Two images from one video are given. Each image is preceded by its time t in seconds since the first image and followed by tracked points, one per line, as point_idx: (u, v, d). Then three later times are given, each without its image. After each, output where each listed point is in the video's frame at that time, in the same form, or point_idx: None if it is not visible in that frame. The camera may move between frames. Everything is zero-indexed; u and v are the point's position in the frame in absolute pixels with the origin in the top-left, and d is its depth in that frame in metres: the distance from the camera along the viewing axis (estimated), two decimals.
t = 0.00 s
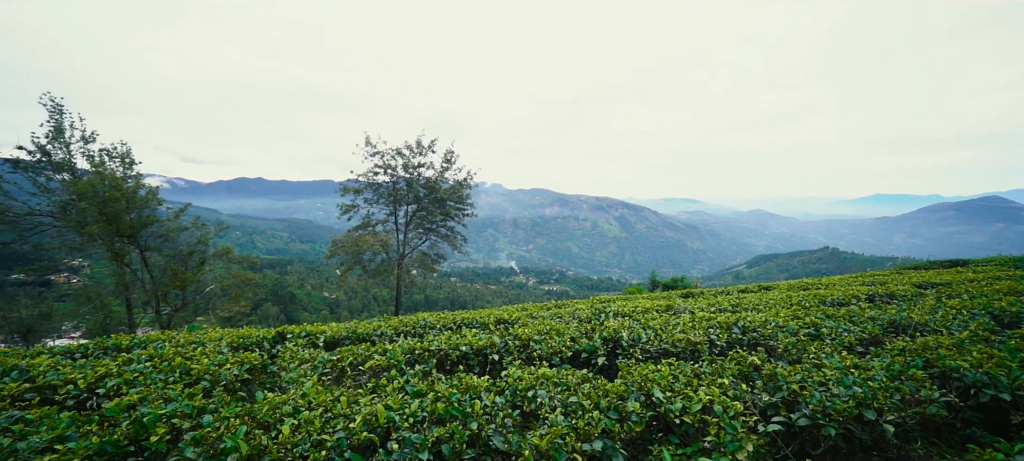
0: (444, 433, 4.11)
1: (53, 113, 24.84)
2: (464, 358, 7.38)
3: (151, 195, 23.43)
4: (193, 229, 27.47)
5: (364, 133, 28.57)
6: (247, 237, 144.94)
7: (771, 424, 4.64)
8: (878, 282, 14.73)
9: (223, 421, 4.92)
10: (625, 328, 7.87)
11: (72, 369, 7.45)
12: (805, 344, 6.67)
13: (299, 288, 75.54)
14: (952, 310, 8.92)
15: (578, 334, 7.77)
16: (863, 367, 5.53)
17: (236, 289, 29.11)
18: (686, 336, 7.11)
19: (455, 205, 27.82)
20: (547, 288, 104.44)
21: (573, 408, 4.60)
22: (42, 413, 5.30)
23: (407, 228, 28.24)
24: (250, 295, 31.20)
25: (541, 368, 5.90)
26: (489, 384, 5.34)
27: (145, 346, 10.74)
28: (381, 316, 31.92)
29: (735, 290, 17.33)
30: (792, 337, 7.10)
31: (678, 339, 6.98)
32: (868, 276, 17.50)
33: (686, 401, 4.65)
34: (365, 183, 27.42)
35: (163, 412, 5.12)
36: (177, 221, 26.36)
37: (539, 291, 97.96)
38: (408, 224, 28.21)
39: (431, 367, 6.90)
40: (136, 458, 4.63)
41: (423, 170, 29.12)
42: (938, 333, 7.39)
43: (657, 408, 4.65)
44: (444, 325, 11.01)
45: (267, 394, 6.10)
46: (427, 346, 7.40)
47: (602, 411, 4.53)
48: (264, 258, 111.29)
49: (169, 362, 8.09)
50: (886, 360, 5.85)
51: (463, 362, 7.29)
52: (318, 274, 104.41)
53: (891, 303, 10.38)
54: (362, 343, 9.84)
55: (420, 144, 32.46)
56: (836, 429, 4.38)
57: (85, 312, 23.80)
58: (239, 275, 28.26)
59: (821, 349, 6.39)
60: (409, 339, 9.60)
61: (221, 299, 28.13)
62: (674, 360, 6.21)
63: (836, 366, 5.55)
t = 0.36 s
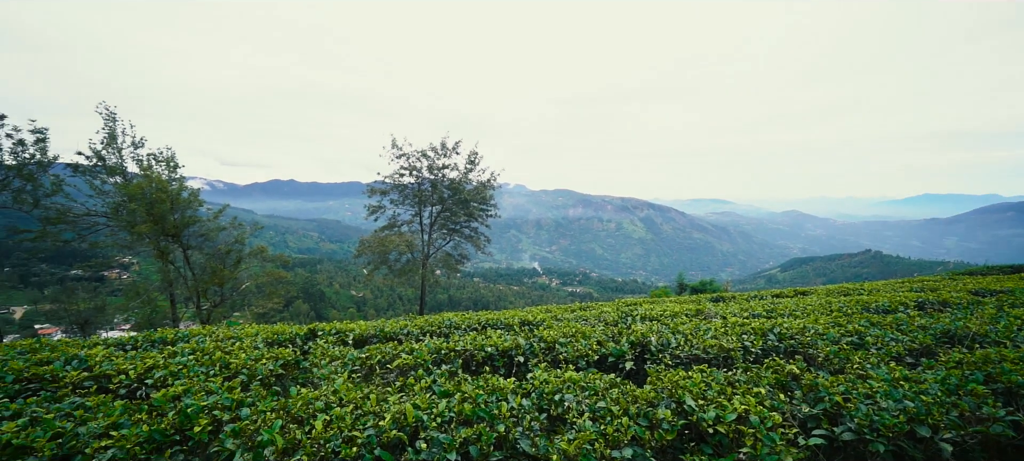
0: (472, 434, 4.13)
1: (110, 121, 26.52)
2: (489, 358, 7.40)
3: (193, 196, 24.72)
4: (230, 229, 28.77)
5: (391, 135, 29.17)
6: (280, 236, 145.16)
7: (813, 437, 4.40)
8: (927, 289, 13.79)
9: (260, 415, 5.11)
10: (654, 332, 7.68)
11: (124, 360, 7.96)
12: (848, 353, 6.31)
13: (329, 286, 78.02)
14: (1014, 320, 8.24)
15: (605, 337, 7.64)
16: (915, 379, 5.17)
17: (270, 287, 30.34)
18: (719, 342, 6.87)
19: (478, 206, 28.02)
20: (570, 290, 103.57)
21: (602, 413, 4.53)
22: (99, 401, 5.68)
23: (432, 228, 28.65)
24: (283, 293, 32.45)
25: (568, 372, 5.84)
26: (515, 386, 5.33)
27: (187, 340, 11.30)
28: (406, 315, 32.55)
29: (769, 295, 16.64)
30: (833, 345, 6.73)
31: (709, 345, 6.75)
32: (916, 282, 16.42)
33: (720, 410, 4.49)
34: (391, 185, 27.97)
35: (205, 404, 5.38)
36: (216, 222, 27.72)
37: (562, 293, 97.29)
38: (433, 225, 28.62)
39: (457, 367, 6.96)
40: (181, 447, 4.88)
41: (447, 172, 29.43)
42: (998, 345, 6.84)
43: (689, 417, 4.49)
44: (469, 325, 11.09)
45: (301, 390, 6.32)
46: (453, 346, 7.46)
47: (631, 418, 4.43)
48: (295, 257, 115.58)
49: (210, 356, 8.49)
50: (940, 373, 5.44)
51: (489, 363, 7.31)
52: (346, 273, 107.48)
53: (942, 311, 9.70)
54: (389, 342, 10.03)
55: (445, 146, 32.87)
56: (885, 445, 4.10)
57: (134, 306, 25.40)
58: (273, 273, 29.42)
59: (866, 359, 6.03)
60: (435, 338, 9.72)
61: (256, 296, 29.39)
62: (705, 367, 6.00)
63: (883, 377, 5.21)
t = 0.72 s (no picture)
0: (499, 436, 4.12)
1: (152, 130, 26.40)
2: (514, 360, 7.38)
3: (230, 198, 25.91)
4: (264, 229, 29.98)
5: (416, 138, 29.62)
6: (308, 236, 145.46)
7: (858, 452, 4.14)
8: (981, 295, 12.86)
9: (293, 410, 5.29)
10: (683, 337, 7.48)
11: (169, 353, 8.42)
12: (896, 363, 5.93)
13: (355, 285, 80.04)
14: None
15: (632, 341, 7.50)
16: (971, 394, 4.80)
17: (300, 286, 31.40)
18: (752, 348, 6.61)
19: (501, 207, 28.17)
20: (593, 291, 102.48)
21: (630, 419, 4.43)
22: (147, 392, 6.03)
23: (455, 229, 28.98)
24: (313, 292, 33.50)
25: (595, 375, 5.75)
26: (541, 388, 5.29)
27: (224, 336, 11.81)
28: (429, 315, 33.08)
29: (805, 299, 15.91)
30: (879, 355, 6.34)
31: (743, 351, 6.50)
32: (968, 288, 15.33)
33: (755, 420, 4.31)
34: (415, 186, 28.42)
35: (242, 398, 5.61)
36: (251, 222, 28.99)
37: (585, 295, 96.32)
38: (456, 226, 28.94)
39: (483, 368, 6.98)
40: (221, 438, 5.12)
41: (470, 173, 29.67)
42: None
43: (722, 426, 4.33)
44: (493, 326, 11.13)
45: (331, 387, 6.50)
46: (477, 347, 7.48)
47: (661, 426, 4.31)
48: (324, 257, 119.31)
49: (246, 351, 8.87)
50: (999, 386, 5.04)
51: (514, 365, 7.30)
52: (372, 273, 110.05)
53: (1000, 320, 9.02)
54: (414, 341, 10.20)
55: (468, 147, 33.17)
56: None
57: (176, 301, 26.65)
58: (303, 272, 30.41)
59: (916, 370, 5.65)
60: (459, 338, 9.81)
61: (287, 294, 30.55)
62: (739, 374, 5.78)
63: (935, 390, 4.87)
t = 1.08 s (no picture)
0: (524, 438, 4.11)
1: (188, 134, 27.24)
2: (538, 361, 7.35)
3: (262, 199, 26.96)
4: (293, 229, 31.04)
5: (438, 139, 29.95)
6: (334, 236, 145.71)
7: None
8: None
9: (323, 405, 5.44)
10: (712, 340, 7.26)
11: (207, 347, 8.81)
12: (946, 372, 5.56)
13: (380, 284, 81.60)
14: None
15: (659, 344, 7.33)
16: None
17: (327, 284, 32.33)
18: (787, 353, 6.35)
19: (522, 206, 28.15)
20: (615, 292, 100.99)
21: (660, 425, 4.33)
22: (188, 384, 6.34)
23: (477, 229, 29.18)
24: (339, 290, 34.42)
25: (621, 379, 5.66)
26: (566, 390, 5.24)
27: (257, 332, 12.27)
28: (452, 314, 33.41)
29: (842, 303, 15.13)
30: (928, 363, 5.96)
31: (776, 356, 6.25)
32: None
33: (792, 429, 4.13)
34: (438, 186, 28.77)
35: (276, 393, 5.82)
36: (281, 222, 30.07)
37: (608, 295, 94.98)
38: (478, 226, 29.14)
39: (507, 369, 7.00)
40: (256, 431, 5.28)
41: (492, 173, 29.75)
42: None
43: (757, 436, 4.16)
44: (515, 326, 11.12)
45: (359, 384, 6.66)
46: (501, 347, 7.50)
47: (692, 432, 4.19)
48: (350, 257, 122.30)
49: (278, 347, 9.20)
50: None
51: (538, 365, 7.28)
52: (396, 272, 111.90)
53: None
54: (438, 340, 10.32)
55: (490, 147, 33.30)
56: None
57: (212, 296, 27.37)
58: (329, 271, 31.27)
59: (970, 380, 5.28)
60: (482, 338, 9.85)
61: (315, 292, 31.52)
62: (772, 380, 5.55)
63: (992, 403, 4.53)
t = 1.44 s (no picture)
0: (550, 440, 4.09)
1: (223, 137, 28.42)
2: (562, 362, 7.30)
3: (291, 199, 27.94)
4: (321, 229, 31.97)
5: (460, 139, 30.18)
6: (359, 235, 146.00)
7: None
8: None
9: (352, 401, 5.59)
10: (743, 344, 7.04)
11: (242, 342, 9.20)
12: (1003, 383, 5.17)
13: (403, 282, 82.96)
14: None
15: (687, 347, 7.15)
16: None
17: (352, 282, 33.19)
18: (824, 359, 6.07)
19: (543, 206, 28.04)
20: (639, 293, 99.19)
21: (689, 431, 4.21)
22: (225, 377, 6.64)
23: (498, 228, 29.28)
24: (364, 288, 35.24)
25: (647, 382, 5.55)
26: (591, 392, 5.18)
27: (288, 328, 12.70)
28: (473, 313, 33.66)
29: (883, 307, 14.32)
30: (981, 373, 5.57)
31: (813, 362, 5.99)
32: None
33: (830, 439, 3.95)
34: (459, 186, 29.01)
35: (307, 387, 6.02)
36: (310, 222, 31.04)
37: (631, 296, 93.39)
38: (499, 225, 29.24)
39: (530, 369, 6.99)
40: (289, 424, 5.48)
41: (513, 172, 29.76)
42: None
43: (793, 445, 4.00)
44: (538, 326, 11.08)
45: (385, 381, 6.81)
46: (524, 347, 7.50)
47: (723, 440, 4.07)
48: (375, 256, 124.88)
49: (308, 343, 9.50)
50: None
51: (562, 366, 7.23)
52: (419, 271, 113.50)
53: None
54: (461, 339, 10.41)
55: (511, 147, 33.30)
56: None
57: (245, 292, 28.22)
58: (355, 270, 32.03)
59: None
60: (505, 338, 9.88)
61: (341, 290, 32.39)
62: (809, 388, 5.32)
63: None
